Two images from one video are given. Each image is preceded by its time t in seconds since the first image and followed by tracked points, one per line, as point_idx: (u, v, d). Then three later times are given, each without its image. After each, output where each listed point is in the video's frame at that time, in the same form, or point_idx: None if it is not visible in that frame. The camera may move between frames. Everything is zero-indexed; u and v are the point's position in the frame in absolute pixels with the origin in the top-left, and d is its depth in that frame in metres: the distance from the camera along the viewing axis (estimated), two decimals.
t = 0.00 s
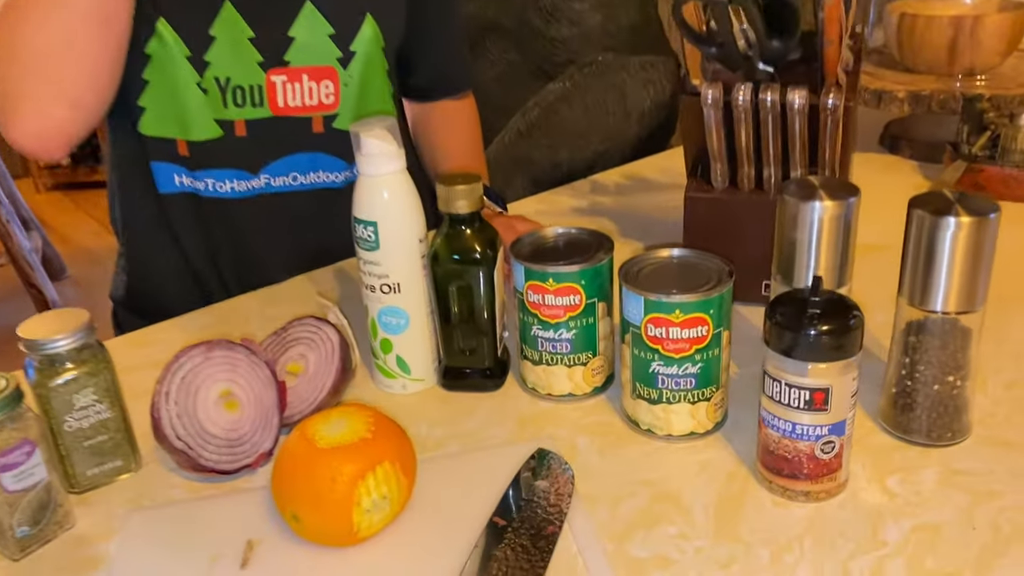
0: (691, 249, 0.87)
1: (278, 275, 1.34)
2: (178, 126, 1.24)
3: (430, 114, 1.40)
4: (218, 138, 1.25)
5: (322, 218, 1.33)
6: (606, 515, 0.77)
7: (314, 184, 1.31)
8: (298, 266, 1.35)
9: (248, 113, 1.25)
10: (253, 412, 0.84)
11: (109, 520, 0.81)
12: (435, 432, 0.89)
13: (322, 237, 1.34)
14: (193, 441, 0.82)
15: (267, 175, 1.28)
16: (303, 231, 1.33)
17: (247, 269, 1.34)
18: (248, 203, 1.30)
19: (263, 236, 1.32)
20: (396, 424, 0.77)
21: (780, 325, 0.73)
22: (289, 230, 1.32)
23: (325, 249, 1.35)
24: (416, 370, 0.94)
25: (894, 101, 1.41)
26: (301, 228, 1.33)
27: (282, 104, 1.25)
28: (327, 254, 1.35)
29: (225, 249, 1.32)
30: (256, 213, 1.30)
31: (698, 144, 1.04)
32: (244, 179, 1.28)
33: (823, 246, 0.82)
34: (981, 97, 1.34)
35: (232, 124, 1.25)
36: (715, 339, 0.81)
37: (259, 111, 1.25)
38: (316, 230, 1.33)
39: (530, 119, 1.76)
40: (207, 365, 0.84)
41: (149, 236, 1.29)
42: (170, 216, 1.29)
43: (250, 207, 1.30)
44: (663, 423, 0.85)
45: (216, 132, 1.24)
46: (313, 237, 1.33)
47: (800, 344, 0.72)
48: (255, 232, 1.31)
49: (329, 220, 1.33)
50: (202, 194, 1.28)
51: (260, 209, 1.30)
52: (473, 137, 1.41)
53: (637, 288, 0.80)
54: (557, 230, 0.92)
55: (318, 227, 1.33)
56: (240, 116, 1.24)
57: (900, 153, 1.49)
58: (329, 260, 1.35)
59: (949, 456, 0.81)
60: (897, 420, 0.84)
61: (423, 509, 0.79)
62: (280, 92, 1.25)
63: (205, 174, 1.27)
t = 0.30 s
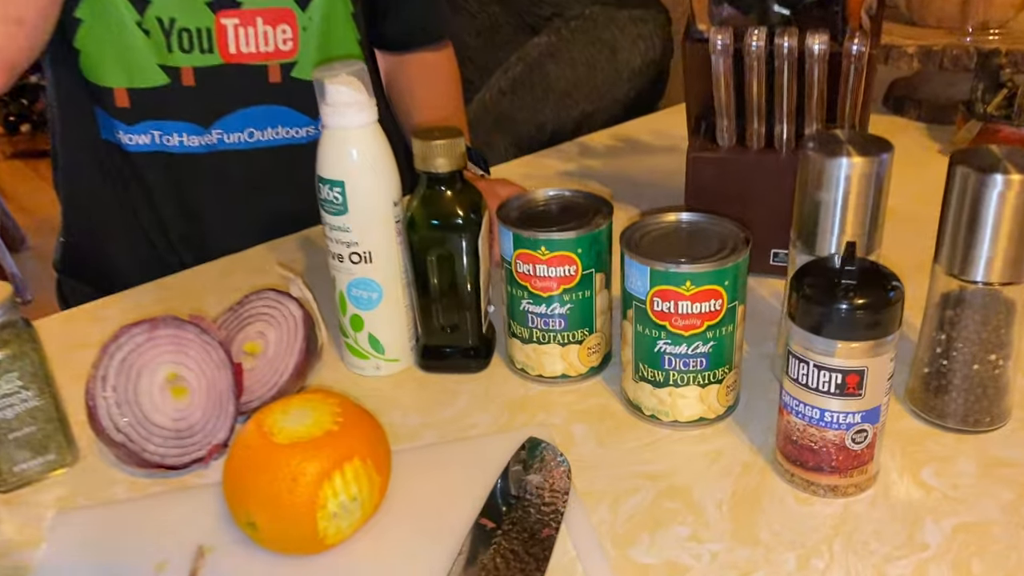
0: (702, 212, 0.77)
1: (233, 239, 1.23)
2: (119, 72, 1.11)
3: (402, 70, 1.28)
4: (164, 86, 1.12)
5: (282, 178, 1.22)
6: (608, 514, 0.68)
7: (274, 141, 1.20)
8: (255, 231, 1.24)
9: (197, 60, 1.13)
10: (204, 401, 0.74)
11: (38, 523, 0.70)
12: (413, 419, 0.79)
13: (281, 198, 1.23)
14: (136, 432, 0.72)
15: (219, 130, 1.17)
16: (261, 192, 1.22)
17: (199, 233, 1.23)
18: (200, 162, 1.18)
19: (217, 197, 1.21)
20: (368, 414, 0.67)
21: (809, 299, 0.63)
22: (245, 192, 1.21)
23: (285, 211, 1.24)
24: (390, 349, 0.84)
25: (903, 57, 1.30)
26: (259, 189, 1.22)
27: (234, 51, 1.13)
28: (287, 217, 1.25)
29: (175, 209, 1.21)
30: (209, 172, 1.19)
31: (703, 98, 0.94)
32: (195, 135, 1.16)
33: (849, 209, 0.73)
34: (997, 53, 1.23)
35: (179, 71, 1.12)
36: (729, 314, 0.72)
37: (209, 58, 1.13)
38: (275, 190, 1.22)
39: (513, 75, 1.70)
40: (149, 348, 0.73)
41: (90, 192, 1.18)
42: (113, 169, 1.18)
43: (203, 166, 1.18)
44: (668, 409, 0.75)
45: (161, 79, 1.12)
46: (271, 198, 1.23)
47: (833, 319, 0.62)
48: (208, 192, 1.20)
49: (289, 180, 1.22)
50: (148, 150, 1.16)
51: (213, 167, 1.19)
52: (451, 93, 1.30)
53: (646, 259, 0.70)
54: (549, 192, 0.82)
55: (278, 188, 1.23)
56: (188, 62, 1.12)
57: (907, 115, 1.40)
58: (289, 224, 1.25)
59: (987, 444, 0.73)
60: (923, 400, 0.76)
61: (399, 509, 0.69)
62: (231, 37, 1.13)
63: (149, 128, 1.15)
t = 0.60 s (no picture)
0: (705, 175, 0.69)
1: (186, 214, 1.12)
2: (45, 29, 1.01)
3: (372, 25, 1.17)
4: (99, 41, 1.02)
5: (236, 141, 1.12)
6: (602, 515, 0.60)
7: (227, 103, 1.09)
8: (209, 202, 1.13)
9: (133, 12, 1.03)
10: (143, 385, 0.65)
11: None
12: (380, 409, 0.71)
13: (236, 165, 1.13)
14: (61, 428, 0.63)
15: (164, 91, 1.06)
16: (214, 159, 1.11)
17: (148, 210, 1.12)
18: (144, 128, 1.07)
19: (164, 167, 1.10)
20: (326, 405, 0.59)
21: (830, 271, 0.55)
22: (196, 159, 1.11)
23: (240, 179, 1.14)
24: (354, 329, 0.75)
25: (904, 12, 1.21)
26: (212, 155, 1.11)
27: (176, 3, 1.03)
28: (245, 186, 1.14)
29: (119, 184, 1.10)
30: (154, 139, 1.08)
31: (700, 54, 0.87)
32: (136, 97, 1.05)
33: (870, 170, 0.65)
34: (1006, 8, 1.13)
35: (114, 25, 1.02)
36: (735, 289, 0.64)
37: (148, 11, 1.03)
38: (230, 157, 1.12)
39: (490, 34, 1.53)
40: (75, 331, 0.64)
41: (22, 168, 1.07)
42: (47, 139, 1.06)
43: (148, 133, 1.07)
44: (666, 395, 0.67)
45: (93, 35, 1.02)
46: (226, 165, 1.12)
47: (857, 294, 0.55)
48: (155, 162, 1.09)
49: (244, 144, 1.12)
50: (84, 117, 1.05)
51: (159, 135, 1.08)
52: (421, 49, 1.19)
53: (643, 227, 0.62)
54: (532, 154, 0.74)
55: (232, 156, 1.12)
56: (124, 16, 1.02)
57: (907, 77, 1.32)
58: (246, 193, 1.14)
59: (1020, 431, 0.65)
60: (945, 380, 0.68)
61: (363, 512, 0.61)
62: None
63: (84, 93, 1.04)
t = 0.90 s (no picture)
0: (706, 139, 0.64)
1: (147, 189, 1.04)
2: None
3: None
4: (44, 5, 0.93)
5: (199, 113, 1.04)
6: (596, 510, 0.54)
7: (186, 70, 1.02)
8: (169, 180, 1.05)
9: None
10: (90, 373, 0.59)
11: None
12: (352, 396, 0.65)
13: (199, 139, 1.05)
14: None
15: (118, 58, 0.98)
16: (173, 133, 1.04)
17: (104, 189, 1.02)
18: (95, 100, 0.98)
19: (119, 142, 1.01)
20: (289, 394, 0.53)
21: (848, 240, 0.50)
22: (155, 131, 1.03)
23: (203, 155, 1.06)
24: (324, 309, 0.70)
25: None
26: (172, 128, 1.03)
27: None
28: (208, 161, 1.06)
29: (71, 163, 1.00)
30: (108, 112, 0.99)
31: (694, 14, 0.81)
32: (85, 65, 0.96)
33: (884, 130, 0.59)
34: None
35: None
36: (739, 262, 0.58)
37: None
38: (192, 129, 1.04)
39: None
40: (9, 314, 0.58)
41: None
42: None
43: (101, 104, 0.99)
44: (664, 378, 0.62)
45: None
46: (187, 139, 1.04)
47: (879, 266, 0.49)
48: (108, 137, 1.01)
49: (208, 115, 1.04)
50: (29, 92, 0.95)
51: (113, 106, 0.99)
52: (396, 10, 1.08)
53: (632, 192, 0.56)
54: (515, 116, 0.68)
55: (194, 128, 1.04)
56: None
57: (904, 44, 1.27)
58: (210, 169, 1.06)
59: None
60: (963, 359, 0.63)
61: (333, 511, 0.55)
62: None
63: (28, 64, 0.94)
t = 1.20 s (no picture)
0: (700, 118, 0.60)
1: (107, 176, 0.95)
2: None
3: None
4: None
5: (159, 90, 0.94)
6: (586, 519, 0.51)
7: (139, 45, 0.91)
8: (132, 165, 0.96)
9: None
10: (36, 373, 0.54)
11: None
12: (323, 395, 0.61)
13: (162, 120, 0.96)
14: None
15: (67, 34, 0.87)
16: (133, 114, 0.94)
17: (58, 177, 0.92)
18: (41, 78, 0.87)
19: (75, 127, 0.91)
20: (251, 398, 0.48)
21: (856, 225, 0.46)
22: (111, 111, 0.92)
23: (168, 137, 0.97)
24: (293, 301, 0.65)
25: None
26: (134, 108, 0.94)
27: None
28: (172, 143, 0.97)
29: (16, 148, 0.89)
30: (62, 91, 0.88)
31: None
32: (31, 41, 0.85)
33: (892, 108, 0.55)
34: None
35: None
36: (737, 251, 0.54)
37: None
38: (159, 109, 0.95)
39: None
40: None
41: None
42: None
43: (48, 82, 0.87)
44: (656, 375, 0.58)
45: None
46: (149, 119, 0.95)
47: (890, 255, 0.45)
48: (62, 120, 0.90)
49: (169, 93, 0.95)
50: None
51: (65, 84, 0.88)
52: None
53: (621, 174, 0.52)
54: (496, 95, 0.63)
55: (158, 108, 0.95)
56: None
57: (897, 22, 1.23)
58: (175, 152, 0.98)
59: None
60: (971, 351, 0.59)
61: (301, 523, 0.51)
62: None
63: None
